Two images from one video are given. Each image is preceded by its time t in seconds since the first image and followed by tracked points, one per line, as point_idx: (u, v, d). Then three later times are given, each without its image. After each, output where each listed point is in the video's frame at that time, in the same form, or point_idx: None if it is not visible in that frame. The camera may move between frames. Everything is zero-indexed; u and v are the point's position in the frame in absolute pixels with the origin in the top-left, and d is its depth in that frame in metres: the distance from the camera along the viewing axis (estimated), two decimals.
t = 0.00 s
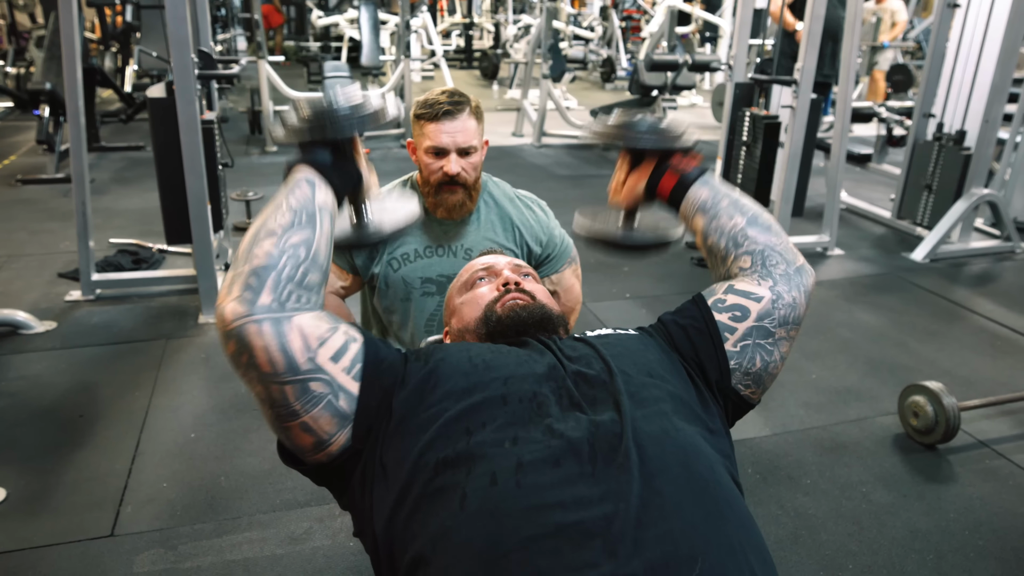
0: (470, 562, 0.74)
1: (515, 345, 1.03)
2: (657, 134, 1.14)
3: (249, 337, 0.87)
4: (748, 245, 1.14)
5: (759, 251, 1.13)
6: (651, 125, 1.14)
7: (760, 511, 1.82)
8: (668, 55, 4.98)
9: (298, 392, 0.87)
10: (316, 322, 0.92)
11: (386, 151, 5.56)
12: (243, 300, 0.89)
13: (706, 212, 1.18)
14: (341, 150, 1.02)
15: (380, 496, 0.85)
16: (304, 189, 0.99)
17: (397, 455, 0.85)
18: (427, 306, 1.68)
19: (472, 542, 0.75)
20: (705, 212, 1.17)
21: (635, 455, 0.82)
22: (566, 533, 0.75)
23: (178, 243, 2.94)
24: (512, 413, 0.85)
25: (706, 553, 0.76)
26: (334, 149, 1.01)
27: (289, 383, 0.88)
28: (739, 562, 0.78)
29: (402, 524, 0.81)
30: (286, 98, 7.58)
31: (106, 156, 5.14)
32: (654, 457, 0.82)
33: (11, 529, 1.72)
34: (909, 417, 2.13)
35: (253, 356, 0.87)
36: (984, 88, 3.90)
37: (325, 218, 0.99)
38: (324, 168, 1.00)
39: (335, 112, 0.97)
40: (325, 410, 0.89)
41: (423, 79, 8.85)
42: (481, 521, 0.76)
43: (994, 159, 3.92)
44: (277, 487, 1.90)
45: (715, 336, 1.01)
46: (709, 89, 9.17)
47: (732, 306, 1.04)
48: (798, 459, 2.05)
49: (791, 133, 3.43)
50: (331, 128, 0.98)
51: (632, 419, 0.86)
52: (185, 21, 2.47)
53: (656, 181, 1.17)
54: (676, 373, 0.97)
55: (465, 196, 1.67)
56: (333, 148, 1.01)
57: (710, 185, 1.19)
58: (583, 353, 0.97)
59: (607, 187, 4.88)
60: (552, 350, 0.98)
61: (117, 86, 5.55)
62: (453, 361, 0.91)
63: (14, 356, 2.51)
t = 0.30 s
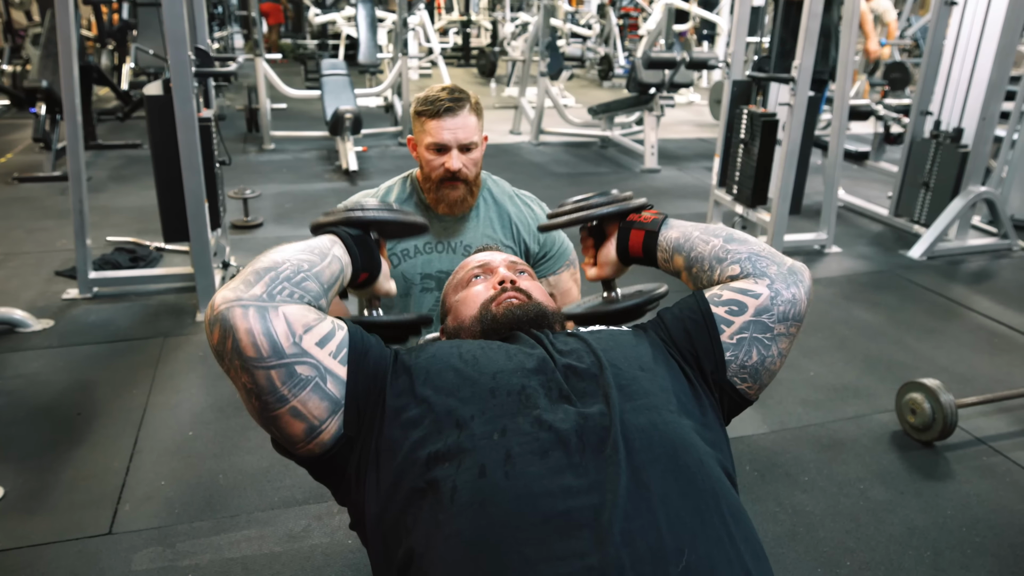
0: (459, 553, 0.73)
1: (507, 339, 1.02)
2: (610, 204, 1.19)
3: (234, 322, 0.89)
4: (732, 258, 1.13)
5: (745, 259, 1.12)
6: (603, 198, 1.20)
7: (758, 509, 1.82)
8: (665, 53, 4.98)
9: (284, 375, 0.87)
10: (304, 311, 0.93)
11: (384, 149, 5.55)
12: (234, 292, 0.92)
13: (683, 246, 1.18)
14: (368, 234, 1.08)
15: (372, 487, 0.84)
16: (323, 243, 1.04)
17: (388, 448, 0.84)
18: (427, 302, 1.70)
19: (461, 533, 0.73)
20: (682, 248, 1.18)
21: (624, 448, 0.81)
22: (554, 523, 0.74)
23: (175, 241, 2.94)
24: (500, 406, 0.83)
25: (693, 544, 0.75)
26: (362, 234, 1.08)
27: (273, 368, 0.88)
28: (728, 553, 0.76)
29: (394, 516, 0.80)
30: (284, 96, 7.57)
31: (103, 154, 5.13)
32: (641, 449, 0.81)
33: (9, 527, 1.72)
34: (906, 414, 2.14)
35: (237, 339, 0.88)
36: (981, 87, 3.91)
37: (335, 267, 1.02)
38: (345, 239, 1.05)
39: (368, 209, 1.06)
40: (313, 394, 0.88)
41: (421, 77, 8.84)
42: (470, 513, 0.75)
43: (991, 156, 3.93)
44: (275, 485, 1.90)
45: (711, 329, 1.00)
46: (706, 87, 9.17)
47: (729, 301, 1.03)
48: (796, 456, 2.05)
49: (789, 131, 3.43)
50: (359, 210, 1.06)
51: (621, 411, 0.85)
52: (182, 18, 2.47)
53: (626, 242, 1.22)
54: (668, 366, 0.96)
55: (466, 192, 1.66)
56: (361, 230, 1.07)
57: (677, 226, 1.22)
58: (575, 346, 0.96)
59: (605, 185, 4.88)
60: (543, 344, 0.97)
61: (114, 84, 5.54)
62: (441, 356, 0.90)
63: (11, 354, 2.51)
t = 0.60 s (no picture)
0: (452, 550, 0.73)
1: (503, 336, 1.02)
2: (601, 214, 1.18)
3: (224, 321, 0.88)
4: (731, 257, 1.12)
5: (745, 258, 1.10)
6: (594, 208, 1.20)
7: (758, 506, 1.82)
8: (666, 51, 4.98)
9: (274, 373, 0.87)
10: (294, 311, 0.92)
11: (384, 146, 5.54)
12: (225, 292, 0.92)
13: (680, 250, 1.17)
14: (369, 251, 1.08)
15: (368, 484, 0.84)
16: (322, 254, 1.04)
17: (382, 446, 0.84)
18: (427, 301, 1.69)
19: (455, 529, 0.74)
20: (680, 252, 1.17)
21: (617, 445, 0.80)
22: (547, 518, 0.74)
23: (175, 239, 2.94)
24: (494, 403, 0.83)
25: (687, 539, 0.75)
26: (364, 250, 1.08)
27: (263, 366, 0.88)
28: (722, 548, 0.76)
29: (390, 512, 0.80)
30: (284, 93, 7.56)
31: (103, 152, 5.13)
32: (635, 445, 0.81)
33: (9, 524, 1.72)
34: (907, 412, 2.14)
35: (226, 338, 0.87)
36: (982, 84, 3.90)
37: (334, 277, 1.02)
38: (347, 253, 1.05)
39: (370, 226, 1.06)
40: (304, 391, 0.88)
41: (421, 75, 8.82)
42: (464, 509, 0.75)
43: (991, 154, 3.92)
44: (275, 482, 1.90)
45: (711, 326, 1.00)
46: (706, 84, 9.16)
47: (729, 298, 1.02)
48: (796, 454, 2.05)
49: (789, 129, 3.43)
50: (363, 225, 1.07)
51: (615, 408, 0.84)
52: (182, 16, 2.47)
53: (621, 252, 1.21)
54: (664, 363, 0.95)
55: (463, 188, 1.65)
56: (364, 246, 1.08)
57: (673, 231, 1.21)
58: (570, 343, 0.95)
59: (605, 183, 4.88)
60: (538, 341, 0.96)
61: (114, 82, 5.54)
62: (436, 355, 0.89)
63: (12, 352, 2.51)
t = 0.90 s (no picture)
0: (455, 544, 0.72)
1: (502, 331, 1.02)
2: (630, 172, 1.16)
3: (217, 334, 0.88)
4: (748, 255, 1.13)
5: (761, 258, 1.12)
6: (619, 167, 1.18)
7: (757, 504, 1.83)
8: (665, 49, 4.97)
9: (272, 383, 0.87)
10: (287, 316, 0.92)
11: (383, 144, 5.54)
12: (215, 302, 0.91)
13: (698, 233, 1.18)
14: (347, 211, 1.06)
15: (370, 481, 0.84)
16: (303, 236, 1.04)
17: (384, 442, 0.84)
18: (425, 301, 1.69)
19: (459, 524, 0.73)
20: (699, 236, 1.17)
21: (621, 438, 0.80)
22: (551, 512, 0.73)
23: (174, 237, 2.93)
24: (497, 400, 0.83)
25: (693, 530, 0.74)
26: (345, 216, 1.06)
27: (260, 376, 0.88)
28: (728, 539, 0.75)
29: (392, 509, 0.80)
30: (282, 91, 7.54)
31: (101, 150, 5.12)
32: (639, 439, 0.81)
33: (8, 523, 1.72)
34: (905, 410, 2.14)
35: (221, 350, 0.87)
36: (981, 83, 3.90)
37: (318, 260, 1.04)
38: (328, 228, 1.05)
39: (351, 193, 1.03)
40: (302, 398, 0.88)
41: (419, 72, 8.81)
42: (467, 504, 0.74)
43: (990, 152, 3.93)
44: (274, 480, 1.90)
45: (718, 323, 1.00)
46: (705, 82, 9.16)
47: (739, 299, 1.03)
48: (795, 452, 2.05)
49: (788, 127, 3.42)
50: (342, 193, 1.03)
51: (618, 402, 0.84)
52: (180, 13, 2.46)
53: (642, 219, 1.19)
54: (666, 358, 0.95)
55: (462, 187, 1.66)
56: (343, 213, 1.06)
57: (697, 211, 1.20)
58: (571, 339, 0.95)
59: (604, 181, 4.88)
60: (539, 337, 0.96)
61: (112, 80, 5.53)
62: (438, 350, 0.89)
63: (10, 350, 2.51)
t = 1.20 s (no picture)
0: (464, 546, 0.73)
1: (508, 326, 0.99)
2: (704, 63, 0.96)
3: (241, 298, 0.82)
4: (764, 215, 1.03)
5: (773, 224, 1.03)
6: (696, 46, 0.96)
7: (757, 502, 1.83)
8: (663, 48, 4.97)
9: (290, 358, 0.82)
10: (308, 287, 0.85)
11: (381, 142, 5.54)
12: (240, 260, 0.84)
13: (735, 162, 1.04)
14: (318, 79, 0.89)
15: (374, 477, 0.82)
16: (282, 133, 0.89)
17: (390, 438, 0.82)
18: (425, 299, 1.67)
19: (468, 525, 0.73)
20: (731, 167, 1.04)
21: (630, 439, 0.80)
22: (560, 514, 0.73)
23: (172, 235, 2.92)
24: (504, 398, 0.81)
25: (702, 531, 0.75)
26: (313, 84, 0.90)
27: (278, 347, 0.82)
28: (736, 539, 0.76)
29: (397, 507, 0.79)
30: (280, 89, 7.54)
31: (99, 148, 5.11)
32: (648, 439, 0.80)
33: (7, 522, 1.72)
34: (903, 408, 2.14)
35: (245, 314, 0.82)
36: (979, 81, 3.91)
37: (312, 167, 0.90)
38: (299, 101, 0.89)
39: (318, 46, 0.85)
40: (315, 375, 0.83)
41: (418, 71, 8.81)
42: (476, 504, 0.74)
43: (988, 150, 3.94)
44: (274, 479, 1.90)
45: (719, 311, 0.98)
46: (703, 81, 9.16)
47: (739, 282, 0.98)
48: (794, 450, 2.06)
49: (787, 125, 3.43)
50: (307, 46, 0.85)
51: (625, 401, 0.84)
52: (179, 11, 2.46)
53: (687, 112, 1.03)
54: (670, 354, 0.94)
55: (460, 182, 1.65)
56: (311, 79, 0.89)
57: (742, 134, 1.04)
58: (574, 334, 0.94)
59: (603, 179, 4.88)
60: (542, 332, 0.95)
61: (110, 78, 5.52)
62: (445, 341, 0.87)
63: (8, 348, 2.50)
